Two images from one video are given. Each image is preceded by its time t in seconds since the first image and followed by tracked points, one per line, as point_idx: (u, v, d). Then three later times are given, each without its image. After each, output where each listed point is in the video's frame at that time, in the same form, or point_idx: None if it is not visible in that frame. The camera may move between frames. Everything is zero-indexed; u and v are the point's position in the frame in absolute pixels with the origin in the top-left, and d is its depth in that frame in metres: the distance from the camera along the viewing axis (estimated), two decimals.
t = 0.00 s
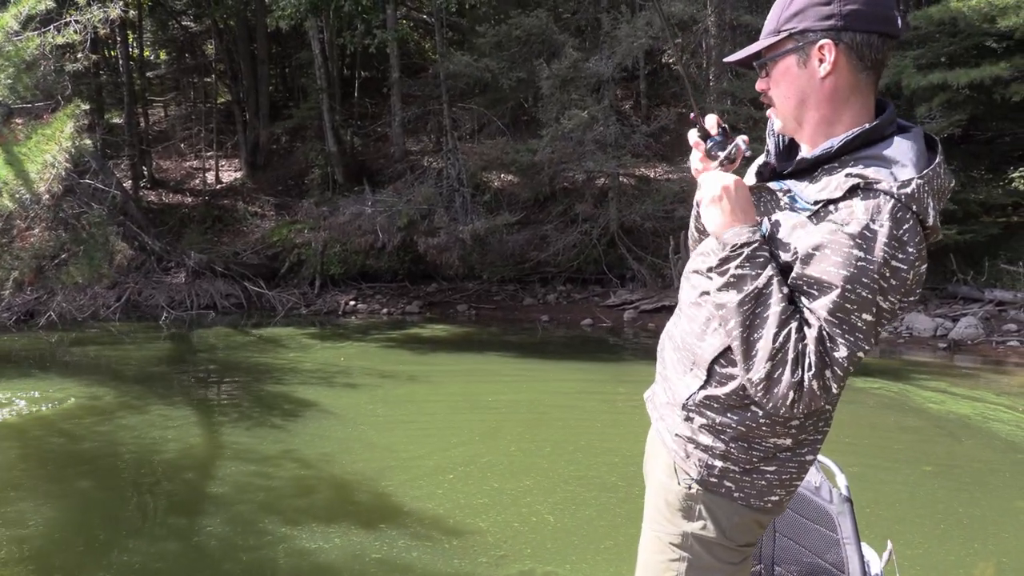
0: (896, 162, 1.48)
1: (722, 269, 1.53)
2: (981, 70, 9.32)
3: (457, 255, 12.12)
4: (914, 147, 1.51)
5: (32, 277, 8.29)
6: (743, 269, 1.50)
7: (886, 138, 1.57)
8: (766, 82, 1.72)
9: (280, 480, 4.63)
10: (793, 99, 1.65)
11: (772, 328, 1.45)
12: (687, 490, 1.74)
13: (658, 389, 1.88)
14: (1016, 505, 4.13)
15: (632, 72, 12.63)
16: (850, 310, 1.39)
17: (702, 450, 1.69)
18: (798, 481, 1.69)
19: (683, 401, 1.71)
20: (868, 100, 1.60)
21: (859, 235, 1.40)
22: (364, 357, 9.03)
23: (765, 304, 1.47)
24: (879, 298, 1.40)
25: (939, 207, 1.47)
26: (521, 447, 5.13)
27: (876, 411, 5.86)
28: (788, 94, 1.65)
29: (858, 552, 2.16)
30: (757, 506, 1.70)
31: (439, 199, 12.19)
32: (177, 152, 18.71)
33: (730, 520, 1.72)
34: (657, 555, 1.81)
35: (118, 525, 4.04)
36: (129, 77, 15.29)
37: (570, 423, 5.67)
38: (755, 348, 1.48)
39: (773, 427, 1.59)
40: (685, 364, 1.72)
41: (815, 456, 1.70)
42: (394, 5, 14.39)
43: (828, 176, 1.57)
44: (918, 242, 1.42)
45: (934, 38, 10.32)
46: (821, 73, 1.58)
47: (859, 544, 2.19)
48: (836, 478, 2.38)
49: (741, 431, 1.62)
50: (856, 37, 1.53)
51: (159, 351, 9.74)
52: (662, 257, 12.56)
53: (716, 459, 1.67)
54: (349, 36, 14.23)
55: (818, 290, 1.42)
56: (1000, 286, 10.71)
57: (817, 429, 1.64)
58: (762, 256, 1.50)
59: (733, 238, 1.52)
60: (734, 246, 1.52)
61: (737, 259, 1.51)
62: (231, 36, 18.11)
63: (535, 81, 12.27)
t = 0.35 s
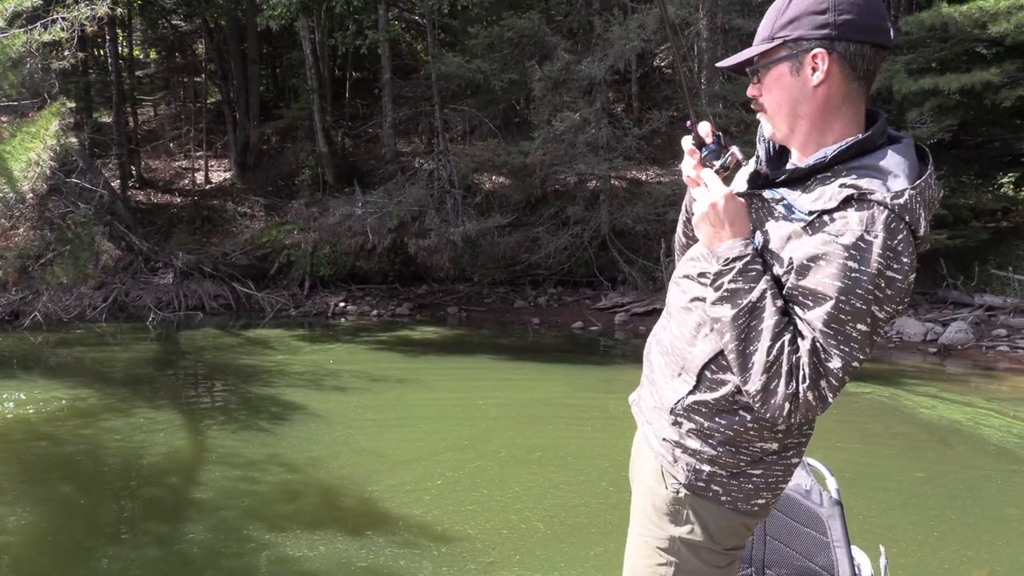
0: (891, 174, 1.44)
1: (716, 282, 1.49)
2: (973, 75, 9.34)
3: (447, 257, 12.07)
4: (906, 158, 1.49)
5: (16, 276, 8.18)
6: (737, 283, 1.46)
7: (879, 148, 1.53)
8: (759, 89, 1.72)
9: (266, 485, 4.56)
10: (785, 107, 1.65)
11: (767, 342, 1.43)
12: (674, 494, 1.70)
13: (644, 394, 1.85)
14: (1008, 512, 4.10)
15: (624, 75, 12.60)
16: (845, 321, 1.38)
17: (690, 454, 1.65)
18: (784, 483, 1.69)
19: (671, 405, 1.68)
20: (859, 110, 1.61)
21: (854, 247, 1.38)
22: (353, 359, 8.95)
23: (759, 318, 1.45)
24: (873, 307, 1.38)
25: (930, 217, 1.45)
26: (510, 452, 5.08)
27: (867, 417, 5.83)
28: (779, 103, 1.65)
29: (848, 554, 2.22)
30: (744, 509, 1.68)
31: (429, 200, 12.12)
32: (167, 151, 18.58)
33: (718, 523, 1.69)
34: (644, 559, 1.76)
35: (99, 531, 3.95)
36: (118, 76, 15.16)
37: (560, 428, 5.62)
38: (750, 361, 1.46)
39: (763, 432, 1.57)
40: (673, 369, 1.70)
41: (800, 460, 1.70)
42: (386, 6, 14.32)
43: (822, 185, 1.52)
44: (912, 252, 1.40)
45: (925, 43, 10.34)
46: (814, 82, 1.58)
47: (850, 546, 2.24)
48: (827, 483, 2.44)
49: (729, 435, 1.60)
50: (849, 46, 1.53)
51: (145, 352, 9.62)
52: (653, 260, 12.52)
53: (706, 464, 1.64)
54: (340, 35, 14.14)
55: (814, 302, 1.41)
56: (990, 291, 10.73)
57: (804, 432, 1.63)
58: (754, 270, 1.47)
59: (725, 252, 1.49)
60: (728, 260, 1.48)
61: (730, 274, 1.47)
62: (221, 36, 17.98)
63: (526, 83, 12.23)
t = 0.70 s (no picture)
0: (888, 172, 1.46)
1: (734, 264, 1.45)
2: (963, 80, 9.37)
3: (437, 258, 12.00)
4: (900, 154, 1.51)
5: None
6: (758, 263, 1.42)
7: (875, 147, 1.54)
8: (749, 90, 1.73)
9: (252, 489, 4.48)
10: (776, 108, 1.66)
11: (785, 328, 1.39)
12: (678, 496, 1.69)
13: (646, 397, 1.84)
14: (1001, 518, 4.07)
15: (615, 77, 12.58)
16: (850, 313, 1.37)
17: (694, 456, 1.64)
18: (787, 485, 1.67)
19: (674, 408, 1.68)
20: (852, 111, 1.61)
21: (857, 242, 1.38)
22: (343, 361, 8.86)
23: (778, 305, 1.40)
24: (877, 301, 1.38)
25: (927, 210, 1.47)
26: (501, 456, 5.02)
27: (860, 420, 5.82)
28: (771, 104, 1.66)
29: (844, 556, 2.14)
30: (748, 511, 1.66)
31: (420, 201, 12.04)
32: (155, 150, 18.43)
33: (722, 524, 1.67)
34: (645, 561, 1.75)
35: (81, 537, 3.87)
36: (106, 74, 15.00)
37: (550, 431, 5.57)
38: (764, 347, 1.41)
39: (767, 431, 1.56)
40: (675, 372, 1.70)
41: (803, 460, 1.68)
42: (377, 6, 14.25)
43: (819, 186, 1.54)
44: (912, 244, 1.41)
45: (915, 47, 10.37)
46: (807, 82, 1.58)
47: (845, 549, 2.16)
48: (822, 482, 2.35)
49: (734, 435, 1.59)
50: (841, 48, 1.54)
51: (131, 353, 9.51)
52: (644, 262, 12.49)
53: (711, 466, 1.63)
54: (330, 35, 14.05)
55: (822, 295, 1.40)
56: (979, 294, 10.75)
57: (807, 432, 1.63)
58: (775, 256, 1.42)
59: (748, 235, 1.44)
60: (749, 242, 1.43)
61: (751, 256, 1.43)
62: (211, 34, 17.83)
63: (518, 84, 12.18)
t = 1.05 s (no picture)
0: (879, 171, 1.44)
1: (689, 294, 1.45)
2: (955, 87, 9.39)
3: (427, 258, 11.90)
4: (893, 152, 1.48)
5: None
6: (709, 292, 1.43)
7: (867, 146, 1.53)
8: (747, 84, 1.69)
9: (236, 490, 4.40)
10: (776, 105, 1.62)
11: (757, 343, 1.40)
12: (684, 499, 1.70)
13: (651, 402, 1.83)
14: (992, 526, 4.06)
15: (608, 80, 12.54)
16: (842, 313, 1.35)
17: (701, 459, 1.64)
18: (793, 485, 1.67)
19: (679, 411, 1.67)
20: (848, 113, 1.60)
21: (847, 242, 1.35)
22: (330, 361, 8.77)
23: (743, 323, 1.41)
24: (870, 300, 1.35)
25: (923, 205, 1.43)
26: (489, 459, 4.97)
27: (849, 426, 5.79)
28: (771, 99, 1.62)
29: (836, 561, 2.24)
30: (754, 511, 1.67)
31: (410, 200, 11.95)
32: (142, 146, 18.27)
33: (726, 528, 1.69)
34: (649, 562, 1.76)
35: (60, 538, 3.79)
36: (93, 67, 14.82)
37: (540, 434, 5.51)
38: (742, 367, 1.41)
39: (772, 432, 1.56)
40: (679, 374, 1.69)
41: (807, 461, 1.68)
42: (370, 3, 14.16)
43: (812, 188, 1.51)
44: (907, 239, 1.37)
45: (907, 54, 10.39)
46: (811, 80, 1.56)
47: (837, 554, 2.26)
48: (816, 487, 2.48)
49: (740, 437, 1.59)
50: (848, 50, 1.52)
51: (116, 350, 9.38)
52: (634, 265, 12.46)
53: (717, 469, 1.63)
54: (322, 32, 13.93)
55: (812, 297, 1.37)
56: (968, 301, 10.78)
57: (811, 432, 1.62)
58: (725, 275, 1.44)
59: (690, 267, 1.45)
60: (698, 272, 1.44)
61: (703, 284, 1.43)
62: (202, 29, 17.68)
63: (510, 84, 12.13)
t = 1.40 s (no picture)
0: (890, 170, 1.50)
1: (748, 289, 1.43)
2: (949, 89, 9.39)
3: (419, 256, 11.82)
4: (893, 150, 1.55)
5: None
6: (771, 288, 1.41)
7: (868, 145, 1.58)
8: (749, 78, 1.69)
9: (225, 491, 4.34)
10: (781, 99, 1.63)
11: (813, 344, 1.40)
12: (686, 499, 1.72)
13: (647, 403, 1.86)
14: (987, 530, 4.04)
15: (602, 78, 12.49)
16: (875, 313, 1.41)
17: (705, 459, 1.68)
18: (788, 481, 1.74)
19: (683, 411, 1.71)
20: (847, 111, 1.64)
21: (869, 242, 1.41)
22: (321, 359, 8.71)
23: (801, 323, 1.41)
24: (895, 297, 1.42)
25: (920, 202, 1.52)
26: (482, 460, 4.93)
27: (843, 429, 5.76)
28: (777, 94, 1.63)
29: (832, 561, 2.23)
30: (754, 508, 1.72)
31: (403, 197, 11.86)
32: (133, 141, 18.13)
33: (729, 525, 1.72)
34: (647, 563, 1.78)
35: (44, 539, 3.72)
36: (83, 61, 14.67)
37: (533, 435, 5.47)
38: (794, 366, 1.42)
39: (776, 428, 1.62)
40: (680, 374, 1.73)
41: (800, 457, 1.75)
42: None
43: (822, 184, 1.55)
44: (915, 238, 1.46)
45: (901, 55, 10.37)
46: (819, 76, 1.57)
47: (832, 554, 2.25)
48: (810, 488, 2.49)
49: (745, 435, 1.64)
50: (854, 48, 1.56)
51: (104, 347, 9.28)
52: (627, 264, 12.41)
53: (726, 468, 1.67)
54: (315, 27, 13.82)
55: (841, 299, 1.41)
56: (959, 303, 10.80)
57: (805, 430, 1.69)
58: (786, 273, 1.42)
59: (753, 259, 1.42)
60: (758, 266, 1.42)
61: (765, 280, 1.42)
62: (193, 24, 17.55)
63: (504, 82, 12.04)
